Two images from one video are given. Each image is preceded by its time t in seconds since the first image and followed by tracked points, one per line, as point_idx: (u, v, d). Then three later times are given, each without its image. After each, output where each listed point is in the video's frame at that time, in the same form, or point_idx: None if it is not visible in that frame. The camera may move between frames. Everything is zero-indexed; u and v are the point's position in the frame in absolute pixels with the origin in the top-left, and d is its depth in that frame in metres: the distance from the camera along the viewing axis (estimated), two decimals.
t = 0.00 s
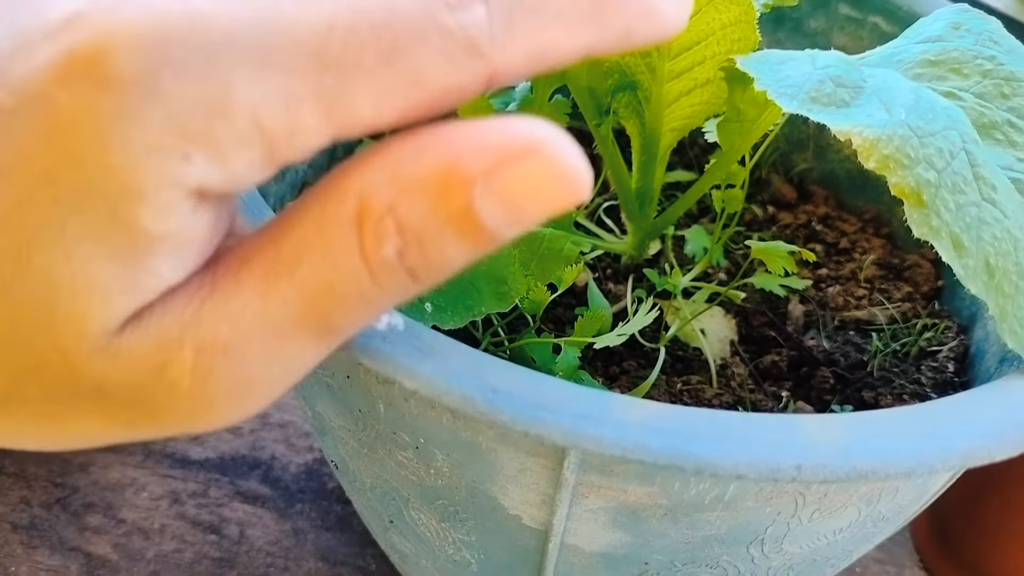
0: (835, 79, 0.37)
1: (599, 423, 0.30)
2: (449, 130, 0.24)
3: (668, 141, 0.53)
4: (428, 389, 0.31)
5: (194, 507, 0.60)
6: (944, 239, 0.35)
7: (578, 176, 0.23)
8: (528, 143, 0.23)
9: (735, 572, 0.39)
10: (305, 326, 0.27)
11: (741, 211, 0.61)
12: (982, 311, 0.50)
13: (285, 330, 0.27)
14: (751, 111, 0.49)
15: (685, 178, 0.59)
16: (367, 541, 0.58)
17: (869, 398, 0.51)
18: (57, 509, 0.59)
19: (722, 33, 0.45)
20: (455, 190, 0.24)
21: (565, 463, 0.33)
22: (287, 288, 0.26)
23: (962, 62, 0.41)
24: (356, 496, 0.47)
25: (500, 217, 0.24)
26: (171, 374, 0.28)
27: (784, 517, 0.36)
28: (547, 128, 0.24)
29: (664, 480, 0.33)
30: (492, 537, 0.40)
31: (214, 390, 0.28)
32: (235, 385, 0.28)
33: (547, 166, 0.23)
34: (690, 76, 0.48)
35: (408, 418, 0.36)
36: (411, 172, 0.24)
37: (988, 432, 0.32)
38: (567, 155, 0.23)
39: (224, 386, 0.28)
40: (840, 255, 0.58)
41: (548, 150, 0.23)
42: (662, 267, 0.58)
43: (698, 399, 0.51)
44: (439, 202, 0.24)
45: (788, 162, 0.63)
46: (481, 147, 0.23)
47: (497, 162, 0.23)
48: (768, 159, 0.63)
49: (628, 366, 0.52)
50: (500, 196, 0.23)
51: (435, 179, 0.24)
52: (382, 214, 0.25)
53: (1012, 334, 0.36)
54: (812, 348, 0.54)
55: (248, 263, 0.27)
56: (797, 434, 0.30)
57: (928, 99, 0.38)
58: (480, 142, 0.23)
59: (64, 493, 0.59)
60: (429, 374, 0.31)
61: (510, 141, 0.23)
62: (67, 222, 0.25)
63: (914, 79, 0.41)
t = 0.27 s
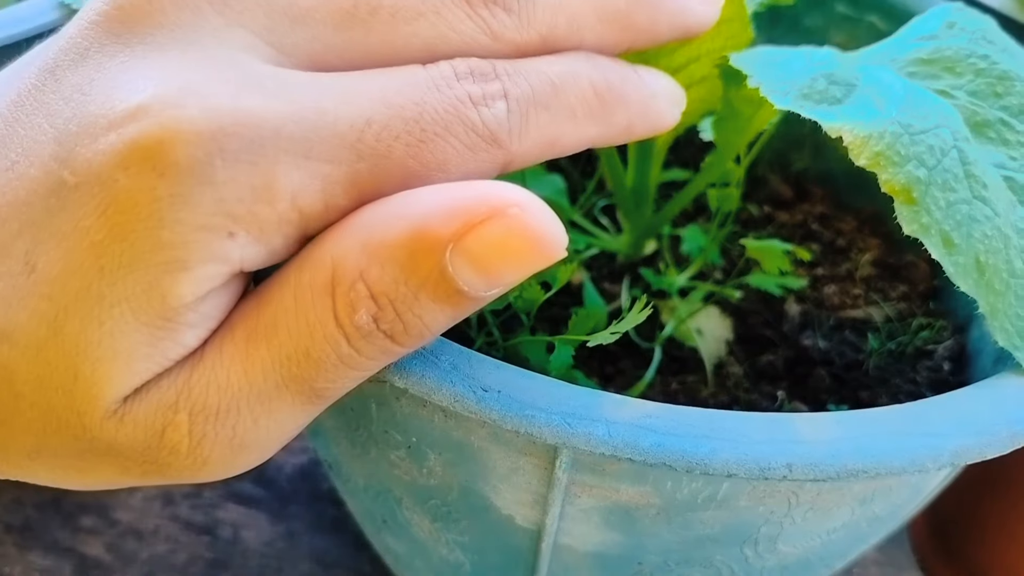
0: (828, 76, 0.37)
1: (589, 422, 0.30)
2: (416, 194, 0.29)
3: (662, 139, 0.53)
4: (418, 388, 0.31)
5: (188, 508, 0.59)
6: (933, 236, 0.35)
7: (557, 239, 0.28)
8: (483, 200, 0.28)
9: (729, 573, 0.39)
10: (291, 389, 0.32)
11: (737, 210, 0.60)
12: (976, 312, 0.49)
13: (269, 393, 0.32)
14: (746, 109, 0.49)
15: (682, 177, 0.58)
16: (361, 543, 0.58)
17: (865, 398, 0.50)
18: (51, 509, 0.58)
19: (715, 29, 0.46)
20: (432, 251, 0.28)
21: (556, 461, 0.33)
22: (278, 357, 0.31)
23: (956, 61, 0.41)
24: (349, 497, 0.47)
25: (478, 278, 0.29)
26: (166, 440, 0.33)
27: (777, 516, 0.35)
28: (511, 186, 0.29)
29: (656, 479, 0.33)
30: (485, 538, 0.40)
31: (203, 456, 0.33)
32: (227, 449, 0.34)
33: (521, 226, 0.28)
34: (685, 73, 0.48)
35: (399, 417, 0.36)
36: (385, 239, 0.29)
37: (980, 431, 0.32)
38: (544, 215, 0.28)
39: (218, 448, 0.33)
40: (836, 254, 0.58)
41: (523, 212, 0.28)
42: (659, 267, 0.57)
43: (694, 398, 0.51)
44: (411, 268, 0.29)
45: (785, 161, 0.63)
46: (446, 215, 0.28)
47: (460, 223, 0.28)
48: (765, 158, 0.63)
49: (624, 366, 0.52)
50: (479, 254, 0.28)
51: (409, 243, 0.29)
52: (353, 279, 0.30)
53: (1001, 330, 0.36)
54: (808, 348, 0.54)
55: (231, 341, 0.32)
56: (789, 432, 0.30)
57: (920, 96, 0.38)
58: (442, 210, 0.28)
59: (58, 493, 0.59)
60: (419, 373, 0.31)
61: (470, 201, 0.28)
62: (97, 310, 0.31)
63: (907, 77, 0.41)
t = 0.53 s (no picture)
0: (824, 79, 0.37)
1: (586, 422, 0.30)
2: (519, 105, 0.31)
3: (661, 140, 0.53)
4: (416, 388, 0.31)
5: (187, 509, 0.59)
6: (932, 239, 0.34)
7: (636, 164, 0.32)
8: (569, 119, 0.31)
9: (727, 572, 0.39)
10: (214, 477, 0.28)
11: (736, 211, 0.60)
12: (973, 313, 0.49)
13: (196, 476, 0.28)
14: (741, 109, 0.49)
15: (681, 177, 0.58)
16: (360, 543, 0.58)
17: (864, 398, 0.50)
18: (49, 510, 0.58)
19: (711, 29, 0.46)
20: (472, 199, 0.30)
21: (554, 461, 0.33)
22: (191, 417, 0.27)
23: (952, 61, 0.42)
24: (348, 497, 0.47)
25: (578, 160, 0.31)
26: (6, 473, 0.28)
27: (775, 516, 0.35)
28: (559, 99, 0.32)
29: (653, 479, 0.33)
30: (483, 538, 0.40)
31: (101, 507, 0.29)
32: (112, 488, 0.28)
33: (606, 141, 0.31)
34: (682, 74, 0.48)
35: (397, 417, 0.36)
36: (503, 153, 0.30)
37: (977, 430, 0.32)
38: (615, 135, 0.31)
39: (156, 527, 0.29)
40: (835, 255, 0.58)
41: (435, 340, 0.23)
42: (657, 267, 0.57)
43: (693, 399, 0.51)
44: (329, 380, 0.25)
45: (784, 162, 0.63)
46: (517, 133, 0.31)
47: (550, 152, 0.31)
48: (764, 159, 0.63)
49: (622, 366, 0.52)
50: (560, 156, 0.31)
51: (450, 188, 0.29)
52: (278, 379, 0.26)
53: (1000, 332, 0.36)
54: (807, 348, 0.54)
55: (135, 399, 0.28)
56: (787, 431, 0.30)
57: (917, 98, 0.38)
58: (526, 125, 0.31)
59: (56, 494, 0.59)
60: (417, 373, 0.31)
61: (578, 121, 0.31)
62: None
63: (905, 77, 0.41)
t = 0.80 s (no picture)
0: (809, 81, 0.38)
1: (578, 411, 0.31)
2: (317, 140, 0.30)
3: (653, 141, 0.54)
4: (414, 379, 0.32)
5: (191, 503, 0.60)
6: (912, 235, 0.36)
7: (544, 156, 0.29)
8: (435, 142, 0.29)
9: (717, 560, 0.40)
10: None
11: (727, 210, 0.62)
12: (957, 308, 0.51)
13: None
14: (731, 111, 0.51)
15: (672, 178, 0.59)
16: (361, 536, 0.59)
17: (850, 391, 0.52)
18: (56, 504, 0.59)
19: (703, 37, 0.47)
20: (323, 243, 0.30)
21: (547, 450, 0.34)
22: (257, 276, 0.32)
23: (935, 64, 0.43)
24: (349, 489, 0.48)
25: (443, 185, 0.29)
26: (165, 303, 0.30)
27: (761, 505, 0.37)
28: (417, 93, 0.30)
29: (643, 468, 0.34)
30: (479, 527, 0.41)
31: (210, 281, 0.30)
32: (201, 283, 0.30)
33: (502, 124, 0.29)
34: (673, 77, 0.49)
35: (396, 409, 0.37)
36: (347, 170, 0.29)
37: (953, 419, 0.33)
38: (514, 122, 0.29)
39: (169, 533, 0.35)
40: (824, 253, 0.59)
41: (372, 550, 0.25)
42: (649, 265, 0.59)
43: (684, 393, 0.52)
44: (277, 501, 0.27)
45: (775, 162, 0.64)
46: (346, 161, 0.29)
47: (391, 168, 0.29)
48: (755, 159, 0.64)
49: (616, 361, 0.53)
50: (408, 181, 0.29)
51: (293, 240, 0.30)
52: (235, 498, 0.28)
53: (978, 326, 0.37)
54: (796, 344, 0.55)
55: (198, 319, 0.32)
56: (770, 420, 0.32)
57: (898, 99, 0.39)
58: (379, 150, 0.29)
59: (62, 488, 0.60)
60: (414, 365, 0.32)
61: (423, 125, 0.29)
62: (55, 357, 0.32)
63: (888, 80, 0.42)
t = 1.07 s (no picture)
0: (812, 81, 0.38)
1: (582, 414, 0.31)
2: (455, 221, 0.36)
3: (655, 142, 0.54)
4: (416, 381, 0.32)
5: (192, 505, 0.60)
6: (917, 237, 0.36)
7: (613, 284, 0.39)
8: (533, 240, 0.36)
9: (721, 562, 0.40)
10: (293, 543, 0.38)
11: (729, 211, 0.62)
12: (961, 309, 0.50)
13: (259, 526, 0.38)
14: (735, 112, 0.51)
15: (673, 178, 0.59)
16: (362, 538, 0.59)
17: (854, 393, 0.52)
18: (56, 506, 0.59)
19: (705, 37, 0.46)
20: (440, 298, 0.35)
21: (550, 453, 0.34)
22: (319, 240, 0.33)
23: (939, 64, 0.43)
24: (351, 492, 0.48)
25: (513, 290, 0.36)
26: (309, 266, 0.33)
27: (766, 507, 0.37)
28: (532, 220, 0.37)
29: (647, 470, 0.34)
30: (482, 529, 0.41)
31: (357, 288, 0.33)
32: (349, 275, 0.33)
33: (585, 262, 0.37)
34: (675, 78, 0.49)
35: (399, 411, 0.37)
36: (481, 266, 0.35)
37: (959, 422, 0.33)
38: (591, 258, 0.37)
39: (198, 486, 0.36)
40: (827, 254, 0.59)
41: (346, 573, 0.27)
42: (651, 267, 0.59)
43: (687, 395, 0.52)
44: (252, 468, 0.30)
45: (777, 163, 0.64)
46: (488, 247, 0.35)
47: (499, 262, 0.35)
48: (757, 160, 0.64)
49: (618, 363, 0.53)
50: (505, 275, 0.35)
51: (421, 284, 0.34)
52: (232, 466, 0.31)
53: (983, 328, 0.37)
54: (798, 345, 0.55)
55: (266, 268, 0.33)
56: (775, 423, 0.31)
57: (903, 100, 0.39)
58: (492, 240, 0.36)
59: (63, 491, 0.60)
60: (417, 367, 0.32)
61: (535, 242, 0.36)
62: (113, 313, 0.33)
63: (892, 81, 0.42)
